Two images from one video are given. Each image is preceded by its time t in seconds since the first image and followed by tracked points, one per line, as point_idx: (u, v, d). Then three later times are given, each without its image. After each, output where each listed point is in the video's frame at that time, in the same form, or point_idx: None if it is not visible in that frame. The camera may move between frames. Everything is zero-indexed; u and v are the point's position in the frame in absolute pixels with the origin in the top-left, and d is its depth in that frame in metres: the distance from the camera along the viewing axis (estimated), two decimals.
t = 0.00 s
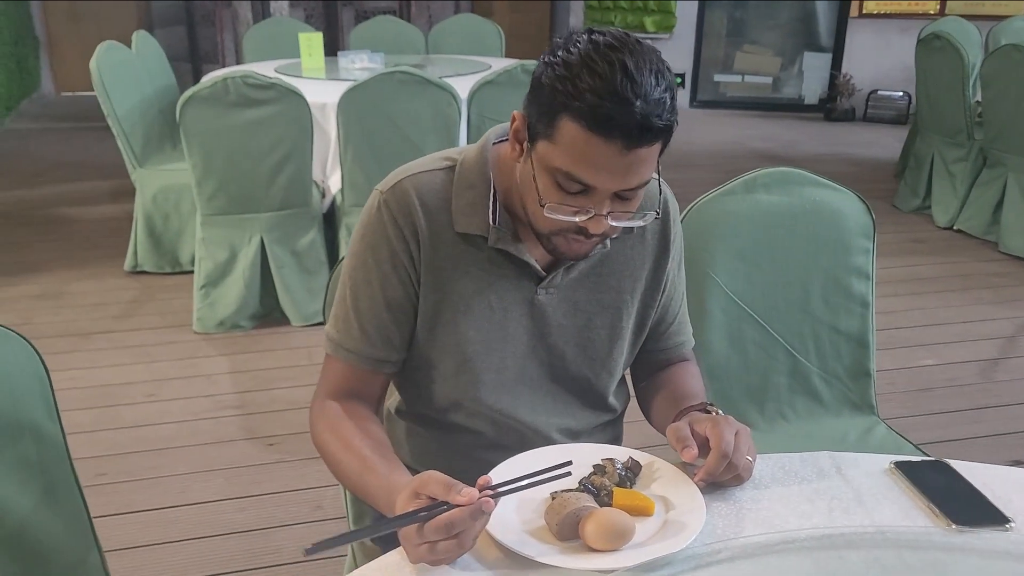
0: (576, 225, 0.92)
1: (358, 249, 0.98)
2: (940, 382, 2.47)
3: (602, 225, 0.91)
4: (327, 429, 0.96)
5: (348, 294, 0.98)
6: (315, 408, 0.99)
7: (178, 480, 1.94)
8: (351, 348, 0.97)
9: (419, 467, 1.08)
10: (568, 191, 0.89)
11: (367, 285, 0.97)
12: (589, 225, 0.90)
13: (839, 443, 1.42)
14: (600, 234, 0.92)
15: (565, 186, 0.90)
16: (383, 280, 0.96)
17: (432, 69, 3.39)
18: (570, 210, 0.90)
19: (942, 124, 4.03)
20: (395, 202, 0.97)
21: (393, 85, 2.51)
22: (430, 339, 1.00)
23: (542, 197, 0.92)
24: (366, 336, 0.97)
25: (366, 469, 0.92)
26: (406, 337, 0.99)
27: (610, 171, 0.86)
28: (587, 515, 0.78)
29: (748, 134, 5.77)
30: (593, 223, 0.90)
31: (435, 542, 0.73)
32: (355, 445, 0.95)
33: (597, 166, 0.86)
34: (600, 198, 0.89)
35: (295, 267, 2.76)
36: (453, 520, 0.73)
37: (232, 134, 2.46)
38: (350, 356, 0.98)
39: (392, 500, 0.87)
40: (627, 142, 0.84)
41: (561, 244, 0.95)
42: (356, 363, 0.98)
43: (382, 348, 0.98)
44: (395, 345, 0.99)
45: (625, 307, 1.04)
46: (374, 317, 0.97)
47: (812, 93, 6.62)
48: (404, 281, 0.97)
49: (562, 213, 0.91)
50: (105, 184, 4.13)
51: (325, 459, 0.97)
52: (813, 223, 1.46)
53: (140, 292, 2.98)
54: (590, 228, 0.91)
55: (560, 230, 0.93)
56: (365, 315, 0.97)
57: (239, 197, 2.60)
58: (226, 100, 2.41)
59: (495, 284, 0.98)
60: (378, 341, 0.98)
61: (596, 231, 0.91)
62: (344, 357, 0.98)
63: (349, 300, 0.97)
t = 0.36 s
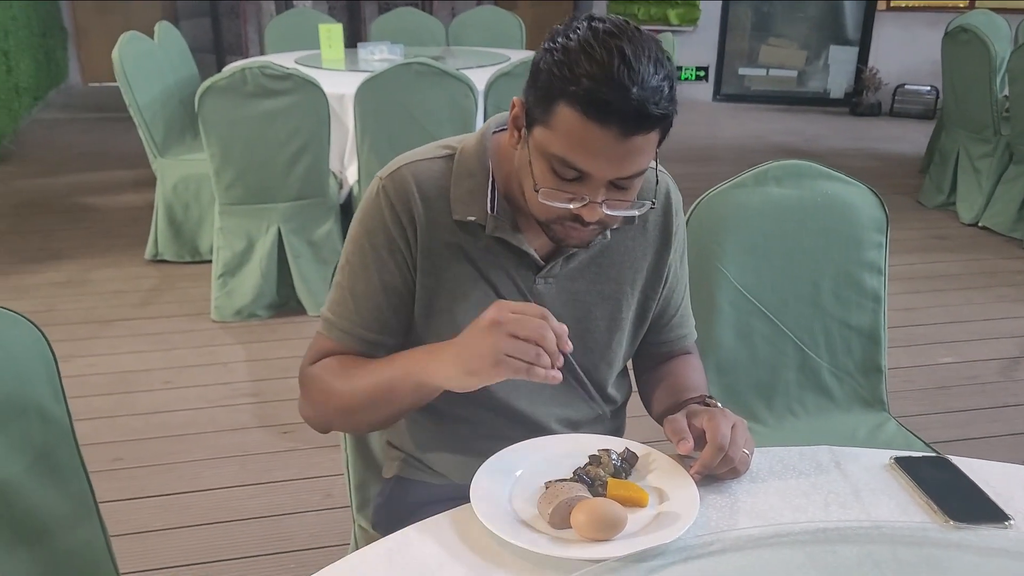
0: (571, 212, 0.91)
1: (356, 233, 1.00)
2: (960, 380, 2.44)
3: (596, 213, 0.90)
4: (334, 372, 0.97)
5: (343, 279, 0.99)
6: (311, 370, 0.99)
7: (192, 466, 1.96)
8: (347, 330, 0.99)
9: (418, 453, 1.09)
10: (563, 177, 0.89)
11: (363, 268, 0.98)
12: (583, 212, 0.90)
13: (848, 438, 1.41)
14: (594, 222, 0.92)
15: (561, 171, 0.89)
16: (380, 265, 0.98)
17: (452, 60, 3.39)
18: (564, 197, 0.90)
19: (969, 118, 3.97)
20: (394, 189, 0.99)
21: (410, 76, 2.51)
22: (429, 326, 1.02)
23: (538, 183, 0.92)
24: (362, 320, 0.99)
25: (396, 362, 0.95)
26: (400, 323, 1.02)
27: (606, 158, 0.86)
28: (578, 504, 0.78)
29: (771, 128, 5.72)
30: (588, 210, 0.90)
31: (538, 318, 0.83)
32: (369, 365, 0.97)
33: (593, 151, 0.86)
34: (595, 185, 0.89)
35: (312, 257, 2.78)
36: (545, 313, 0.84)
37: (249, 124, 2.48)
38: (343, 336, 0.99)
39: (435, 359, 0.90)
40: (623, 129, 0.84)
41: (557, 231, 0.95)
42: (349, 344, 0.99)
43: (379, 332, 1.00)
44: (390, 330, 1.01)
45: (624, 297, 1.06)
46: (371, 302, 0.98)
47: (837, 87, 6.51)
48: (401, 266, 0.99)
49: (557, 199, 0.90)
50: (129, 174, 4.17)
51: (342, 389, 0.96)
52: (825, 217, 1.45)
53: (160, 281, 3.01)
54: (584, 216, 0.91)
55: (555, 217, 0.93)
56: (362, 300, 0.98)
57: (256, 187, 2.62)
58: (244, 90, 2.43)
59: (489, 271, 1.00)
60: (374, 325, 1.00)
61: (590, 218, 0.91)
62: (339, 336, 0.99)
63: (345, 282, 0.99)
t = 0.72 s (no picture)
0: (559, 143, 0.93)
1: (363, 225, 1.01)
2: (977, 380, 2.42)
3: (582, 138, 0.92)
4: (340, 363, 0.99)
5: (350, 270, 1.01)
6: (317, 360, 1.00)
7: (206, 453, 1.99)
8: (352, 320, 1.00)
9: (423, 443, 1.10)
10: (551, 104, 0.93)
11: (371, 258, 1.00)
12: (569, 136, 0.92)
13: (858, 436, 1.40)
14: (582, 152, 0.93)
15: (550, 102, 0.93)
16: (386, 255, 1.00)
17: (471, 53, 3.39)
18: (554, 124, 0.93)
19: (993, 116, 3.92)
20: (401, 181, 1.00)
21: (428, 67, 2.52)
22: (434, 315, 1.03)
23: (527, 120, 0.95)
24: (368, 310, 1.00)
25: (402, 357, 0.96)
26: (406, 314, 1.03)
27: (589, 74, 0.90)
28: (575, 497, 0.78)
29: (793, 124, 5.68)
30: (574, 135, 0.92)
31: (545, 327, 0.83)
32: (376, 358, 0.98)
33: (576, 68, 0.90)
34: (582, 110, 0.92)
35: (328, 248, 2.80)
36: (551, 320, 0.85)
37: (268, 114, 2.49)
38: (348, 326, 1.00)
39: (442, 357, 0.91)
40: (606, 44, 0.89)
41: (545, 178, 0.96)
42: (352, 334, 1.01)
43: (384, 322, 1.01)
44: (395, 321, 1.02)
45: (630, 291, 1.05)
46: (377, 292, 1.00)
47: (861, 84, 6.45)
48: (407, 257, 1.00)
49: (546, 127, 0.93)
50: (151, 163, 4.21)
51: (350, 380, 0.97)
52: (838, 214, 1.44)
53: (179, 269, 3.04)
54: (572, 143, 0.93)
55: (544, 152, 0.95)
56: (366, 290, 1.00)
57: (274, 177, 2.64)
58: (262, 80, 2.45)
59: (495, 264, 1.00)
60: (380, 315, 1.01)
61: (576, 145, 0.93)
62: (343, 325, 1.00)
63: (351, 273, 1.00)
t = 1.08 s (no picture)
0: (572, 133, 0.92)
1: (368, 216, 1.00)
2: (986, 378, 2.41)
3: (596, 127, 0.91)
4: (342, 353, 0.98)
5: (355, 261, 1.00)
6: (320, 350, 1.00)
7: (210, 445, 1.98)
8: (356, 310, 0.99)
9: (425, 439, 1.09)
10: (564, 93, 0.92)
11: (376, 248, 0.99)
12: (583, 125, 0.91)
13: (864, 435, 1.39)
14: (595, 142, 0.92)
15: (562, 91, 0.92)
16: (392, 246, 0.99)
17: (478, 45, 3.37)
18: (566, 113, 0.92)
19: (1004, 112, 3.89)
20: (407, 172, 0.99)
21: (435, 60, 2.51)
22: (438, 308, 1.02)
23: (539, 110, 0.94)
24: (371, 301, 0.99)
25: (403, 348, 0.95)
26: (410, 306, 1.02)
27: (602, 61, 0.89)
28: (577, 496, 0.77)
29: (802, 118, 5.65)
30: (587, 124, 0.91)
31: (542, 313, 0.81)
32: (377, 349, 0.98)
33: (589, 55, 0.89)
34: (595, 99, 0.91)
35: (334, 240, 2.79)
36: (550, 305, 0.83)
37: (274, 105, 2.48)
38: (351, 316, 1.00)
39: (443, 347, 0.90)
40: (619, 31, 0.88)
41: (557, 168, 0.95)
42: (356, 324, 1.00)
43: (388, 314, 1.00)
44: (399, 313, 1.02)
45: (636, 285, 1.04)
46: (381, 282, 0.99)
47: (871, 79, 6.41)
48: (412, 249, 1.00)
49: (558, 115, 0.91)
50: (158, 153, 4.21)
51: (351, 371, 0.97)
52: (846, 210, 1.43)
53: (184, 260, 3.04)
54: (585, 132, 0.91)
55: (556, 142, 0.94)
56: (370, 281, 0.99)
57: (280, 168, 2.63)
58: (269, 72, 2.44)
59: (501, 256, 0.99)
60: (384, 306, 1.00)
61: (590, 135, 0.91)
62: (346, 316, 1.00)
63: (355, 264, 1.00)
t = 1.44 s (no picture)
0: (585, 133, 0.92)
1: (378, 210, 1.00)
2: (990, 375, 2.40)
3: (609, 129, 0.91)
4: (352, 346, 0.98)
5: (366, 255, 1.00)
6: (329, 344, 0.99)
7: (214, 439, 1.99)
8: (366, 304, 0.99)
9: (430, 434, 1.09)
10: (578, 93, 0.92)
11: (386, 243, 0.99)
12: (596, 126, 0.91)
13: (870, 432, 1.38)
14: (608, 143, 0.92)
15: (576, 91, 0.92)
16: (402, 240, 0.99)
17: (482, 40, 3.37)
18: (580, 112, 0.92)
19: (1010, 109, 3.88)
20: (417, 166, 0.99)
21: (440, 55, 2.51)
22: (446, 303, 1.03)
23: (553, 108, 0.93)
24: (381, 295, 0.99)
25: (413, 334, 0.95)
26: (420, 302, 1.02)
27: (616, 62, 0.89)
28: (583, 493, 0.77)
29: (807, 114, 5.64)
30: (601, 125, 0.91)
31: (519, 260, 0.81)
32: (387, 340, 0.98)
33: (604, 57, 0.89)
34: (609, 99, 0.91)
35: (338, 235, 2.79)
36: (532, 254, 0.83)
37: (279, 100, 2.48)
38: (362, 310, 0.99)
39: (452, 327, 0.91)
40: (634, 33, 0.87)
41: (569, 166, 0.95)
42: (366, 318, 1.00)
43: (398, 309, 1.00)
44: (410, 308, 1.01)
45: (644, 281, 1.05)
46: (391, 277, 0.99)
47: (875, 74, 6.39)
48: (422, 243, 1.00)
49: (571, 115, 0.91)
50: (162, 147, 4.21)
51: (362, 363, 0.97)
52: (852, 207, 1.42)
53: (189, 254, 3.05)
54: (598, 133, 0.91)
55: (569, 142, 0.94)
56: (381, 275, 0.99)
57: (284, 163, 2.63)
58: (274, 67, 2.44)
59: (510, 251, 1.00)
60: (394, 302, 1.00)
61: (603, 136, 0.91)
62: (356, 310, 1.00)
63: (365, 258, 1.00)
